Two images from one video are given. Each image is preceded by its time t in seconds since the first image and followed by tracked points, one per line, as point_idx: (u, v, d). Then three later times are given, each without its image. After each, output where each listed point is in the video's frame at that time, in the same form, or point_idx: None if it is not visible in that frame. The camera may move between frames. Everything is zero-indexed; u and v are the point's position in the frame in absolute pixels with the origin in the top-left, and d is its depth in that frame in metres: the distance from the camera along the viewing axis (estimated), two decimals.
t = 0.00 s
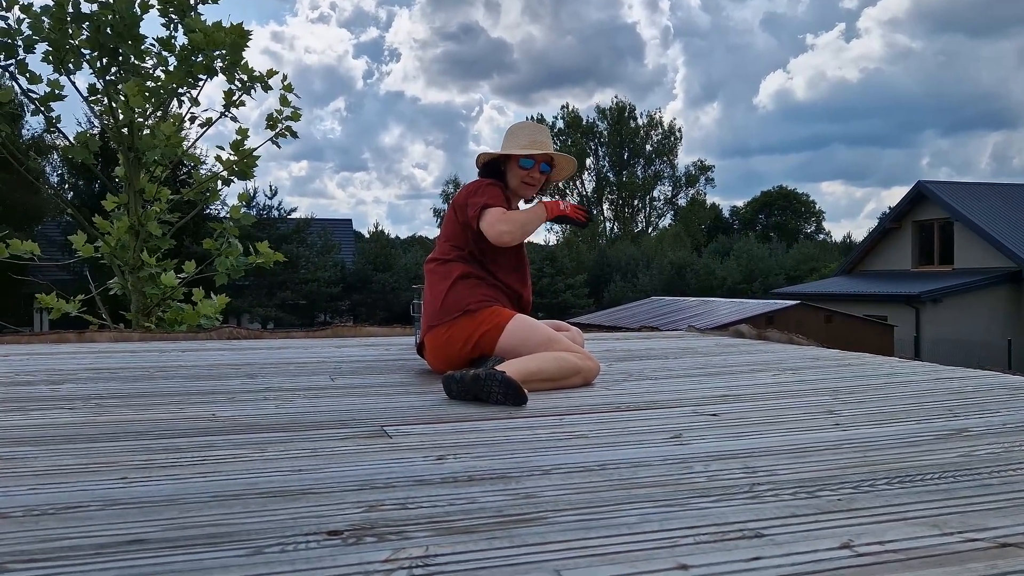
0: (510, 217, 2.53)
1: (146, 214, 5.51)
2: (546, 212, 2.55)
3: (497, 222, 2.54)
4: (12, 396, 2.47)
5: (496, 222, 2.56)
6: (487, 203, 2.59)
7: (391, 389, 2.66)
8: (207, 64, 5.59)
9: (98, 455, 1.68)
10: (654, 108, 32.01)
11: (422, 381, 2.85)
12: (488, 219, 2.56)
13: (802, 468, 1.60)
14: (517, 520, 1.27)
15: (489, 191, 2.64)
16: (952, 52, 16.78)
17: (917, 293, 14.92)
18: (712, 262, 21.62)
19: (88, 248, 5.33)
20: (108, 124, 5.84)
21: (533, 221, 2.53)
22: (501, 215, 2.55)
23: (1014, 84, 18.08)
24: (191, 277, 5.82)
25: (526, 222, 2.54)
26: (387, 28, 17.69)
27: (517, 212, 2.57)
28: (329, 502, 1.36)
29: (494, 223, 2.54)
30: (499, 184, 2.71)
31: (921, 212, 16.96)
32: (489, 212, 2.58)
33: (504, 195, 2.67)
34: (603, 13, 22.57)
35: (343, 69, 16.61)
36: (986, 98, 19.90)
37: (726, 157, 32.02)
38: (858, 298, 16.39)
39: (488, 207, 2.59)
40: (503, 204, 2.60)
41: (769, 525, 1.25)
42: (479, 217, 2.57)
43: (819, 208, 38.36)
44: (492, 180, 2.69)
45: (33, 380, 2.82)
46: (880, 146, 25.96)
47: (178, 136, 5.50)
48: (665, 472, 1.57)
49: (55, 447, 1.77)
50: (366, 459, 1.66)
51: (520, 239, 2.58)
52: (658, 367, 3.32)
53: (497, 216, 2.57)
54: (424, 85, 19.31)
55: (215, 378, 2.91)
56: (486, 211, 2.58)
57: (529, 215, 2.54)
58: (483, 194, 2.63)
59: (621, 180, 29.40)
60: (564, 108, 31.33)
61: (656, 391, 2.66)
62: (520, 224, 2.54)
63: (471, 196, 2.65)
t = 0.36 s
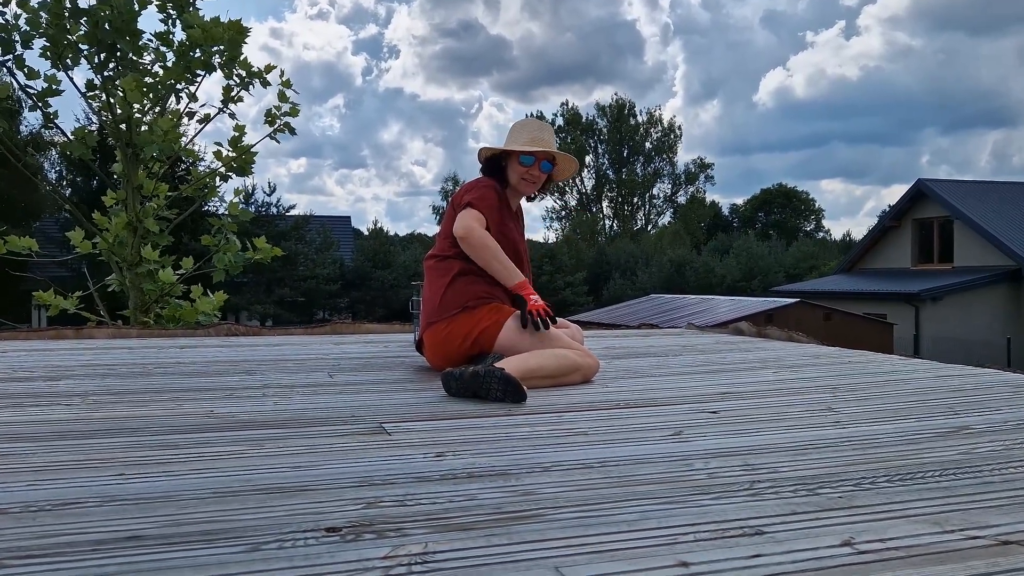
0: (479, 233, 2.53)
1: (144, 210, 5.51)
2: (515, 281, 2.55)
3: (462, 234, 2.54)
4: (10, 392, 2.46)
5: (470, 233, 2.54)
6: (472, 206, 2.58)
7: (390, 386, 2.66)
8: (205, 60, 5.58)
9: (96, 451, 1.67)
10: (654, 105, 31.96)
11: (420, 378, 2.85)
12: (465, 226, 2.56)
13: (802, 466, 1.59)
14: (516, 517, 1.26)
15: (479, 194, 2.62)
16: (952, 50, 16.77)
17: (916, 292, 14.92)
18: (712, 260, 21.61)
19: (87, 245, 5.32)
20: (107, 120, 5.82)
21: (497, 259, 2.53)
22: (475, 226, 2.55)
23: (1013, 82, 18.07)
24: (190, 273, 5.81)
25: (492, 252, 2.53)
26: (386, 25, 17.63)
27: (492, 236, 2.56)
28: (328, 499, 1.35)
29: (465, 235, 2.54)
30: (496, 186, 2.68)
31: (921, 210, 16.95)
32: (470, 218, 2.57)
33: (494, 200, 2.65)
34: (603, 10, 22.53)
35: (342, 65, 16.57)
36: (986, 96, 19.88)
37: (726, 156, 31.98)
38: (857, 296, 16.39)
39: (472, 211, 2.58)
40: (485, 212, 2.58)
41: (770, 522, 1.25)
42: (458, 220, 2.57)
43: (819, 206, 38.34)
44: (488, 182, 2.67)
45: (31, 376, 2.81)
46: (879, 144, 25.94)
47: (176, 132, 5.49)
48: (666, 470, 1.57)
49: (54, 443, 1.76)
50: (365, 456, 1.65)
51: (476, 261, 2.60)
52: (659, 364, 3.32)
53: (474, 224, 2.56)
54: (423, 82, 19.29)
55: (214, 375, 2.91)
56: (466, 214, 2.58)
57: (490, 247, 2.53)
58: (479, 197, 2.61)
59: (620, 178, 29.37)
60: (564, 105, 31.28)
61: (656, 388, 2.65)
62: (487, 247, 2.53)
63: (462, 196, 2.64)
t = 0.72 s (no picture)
0: (478, 242, 2.50)
1: (140, 208, 5.49)
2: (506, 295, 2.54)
3: (458, 242, 2.52)
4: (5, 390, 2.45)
5: (469, 240, 2.52)
6: (471, 211, 2.56)
7: (387, 384, 2.65)
8: (202, 57, 5.56)
9: (91, 449, 1.67)
10: (650, 105, 31.97)
11: (417, 376, 2.84)
12: (464, 233, 2.53)
13: (800, 465, 1.59)
14: (514, 515, 1.26)
15: (480, 198, 2.60)
16: (949, 51, 16.79)
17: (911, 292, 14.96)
18: (708, 259, 21.64)
19: (82, 242, 5.30)
20: (102, 117, 5.80)
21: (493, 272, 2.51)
22: (474, 233, 2.52)
23: (1009, 83, 18.11)
24: (186, 270, 5.80)
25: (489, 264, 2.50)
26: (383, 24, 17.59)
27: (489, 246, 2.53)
28: (326, 497, 1.35)
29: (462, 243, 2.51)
30: (497, 188, 2.66)
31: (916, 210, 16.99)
32: (469, 224, 2.55)
33: (494, 204, 2.63)
34: (601, 9, 22.52)
35: (338, 64, 16.53)
36: (982, 97, 19.92)
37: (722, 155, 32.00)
38: (853, 296, 16.42)
39: (470, 218, 2.56)
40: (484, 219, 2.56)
41: (767, 521, 1.24)
42: (457, 226, 2.55)
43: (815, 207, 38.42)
44: (489, 185, 2.65)
45: (26, 374, 2.80)
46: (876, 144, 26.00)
47: (172, 130, 5.47)
48: (663, 468, 1.57)
49: (50, 440, 1.75)
50: (363, 455, 1.65)
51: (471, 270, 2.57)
52: (656, 363, 3.32)
53: (473, 231, 2.54)
54: (419, 80, 19.28)
55: (210, 373, 2.90)
56: (465, 219, 2.55)
57: (487, 257, 2.50)
58: (479, 201, 2.59)
59: (617, 177, 29.38)
60: (561, 104, 31.27)
61: (654, 387, 2.66)
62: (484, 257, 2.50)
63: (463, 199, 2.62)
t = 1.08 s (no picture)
0: (473, 244, 2.50)
1: (133, 208, 5.47)
2: (502, 296, 2.53)
3: (453, 245, 2.51)
4: None
5: (464, 242, 2.51)
6: (466, 213, 2.56)
7: (381, 385, 2.64)
8: (196, 58, 5.55)
9: (82, 449, 1.65)
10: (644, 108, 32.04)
11: (410, 377, 2.84)
12: (459, 235, 2.53)
13: (796, 467, 1.59)
14: (510, 516, 1.26)
15: (477, 200, 2.59)
16: (940, 56, 16.88)
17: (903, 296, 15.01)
18: (701, 263, 21.68)
19: (75, 243, 5.27)
20: (95, 117, 5.78)
21: (488, 275, 2.50)
22: (470, 235, 2.52)
23: (1001, 87, 18.21)
24: (179, 271, 5.77)
25: (485, 267, 2.50)
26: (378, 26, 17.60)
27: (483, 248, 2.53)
28: (320, 498, 1.34)
29: (456, 246, 2.51)
30: (493, 189, 2.66)
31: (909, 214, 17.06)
32: (465, 226, 2.55)
33: (491, 207, 2.62)
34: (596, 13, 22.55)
35: (332, 66, 16.52)
36: (973, 102, 20.03)
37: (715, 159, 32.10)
38: (845, 299, 16.48)
39: (465, 220, 2.56)
40: (479, 221, 2.56)
41: (764, 523, 1.24)
42: (451, 228, 2.54)
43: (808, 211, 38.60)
44: (484, 186, 2.65)
45: (16, 374, 2.78)
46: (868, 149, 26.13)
47: (166, 130, 5.45)
48: (658, 470, 1.56)
49: (42, 441, 1.74)
50: (356, 456, 1.64)
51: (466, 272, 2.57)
52: (650, 366, 3.31)
53: (469, 234, 2.53)
54: (414, 83, 19.31)
55: (202, 373, 2.88)
56: (460, 221, 2.55)
57: (481, 259, 2.50)
58: (473, 202, 2.58)
59: (611, 180, 29.42)
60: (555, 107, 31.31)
61: (648, 389, 2.65)
62: (479, 260, 2.50)
63: (459, 201, 2.61)
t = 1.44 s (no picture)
0: (463, 251, 2.49)
1: (121, 214, 5.44)
2: (492, 304, 2.53)
3: (443, 252, 2.51)
4: None
5: (454, 249, 2.51)
6: (455, 219, 2.55)
7: (370, 393, 2.63)
8: (186, 64, 5.53)
9: (68, 457, 1.64)
10: (634, 117, 32.15)
11: (399, 385, 2.82)
12: (449, 242, 2.52)
13: (784, 476, 1.60)
14: (497, 525, 1.25)
15: (466, 207, 2.59)
16: (927, 66, 17.05)
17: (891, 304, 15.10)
18: (690, 270, 21.74)
19: (62, 249, 5.24)
20: (84, 122, 5.74)
21: (478, 283, 2.50)
22: (459, 243, 2.52)
23: (986, 98, 18.41)
24: (166, 278, 5.74)
25: (475, 275, 2.49)
26: (368, 33, 17.63)
27: (473, 255, 2.52)
28: (307, 507, 1.33)
29: (446, 253, 2.50)
30: (482, 195, 2.66)
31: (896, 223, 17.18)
32: (454, 233, 2.54)
33: (480, 214, 2.62)
34: (586, 22, 22.66)
35: (323, 72, 16.52)
36: (959, 112, 20.22)
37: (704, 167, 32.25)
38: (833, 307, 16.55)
39: (455, 226, 2.55)
40: (469, 227, 2.55)
41: (753, 532, 1.24)
42: (441, 235, 2.54)
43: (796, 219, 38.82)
44: (473, 194, 2.65)
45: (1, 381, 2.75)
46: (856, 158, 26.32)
47: (155, 136, 5.43)
48: (648, 479, 1.56)
49: (27, 448, 1.72)
50: (344, 465, 1.62)
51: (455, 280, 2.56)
52: (640, 373, 3.31)
53: (458, 240, 2.53)
54: (404, 90, 19.32)
55: (190, 381, 2.86)
56: (449, 228, 2.55)
57: (471, 266, 2.49)
58: (462, 209, 2.58)
59: (600, 188, 29.46)
60: (545, 115, 31.36)
61: (638, 397, 2.65)
62: (468, 267, 2.49)
63: (449, 208, 2.61)
